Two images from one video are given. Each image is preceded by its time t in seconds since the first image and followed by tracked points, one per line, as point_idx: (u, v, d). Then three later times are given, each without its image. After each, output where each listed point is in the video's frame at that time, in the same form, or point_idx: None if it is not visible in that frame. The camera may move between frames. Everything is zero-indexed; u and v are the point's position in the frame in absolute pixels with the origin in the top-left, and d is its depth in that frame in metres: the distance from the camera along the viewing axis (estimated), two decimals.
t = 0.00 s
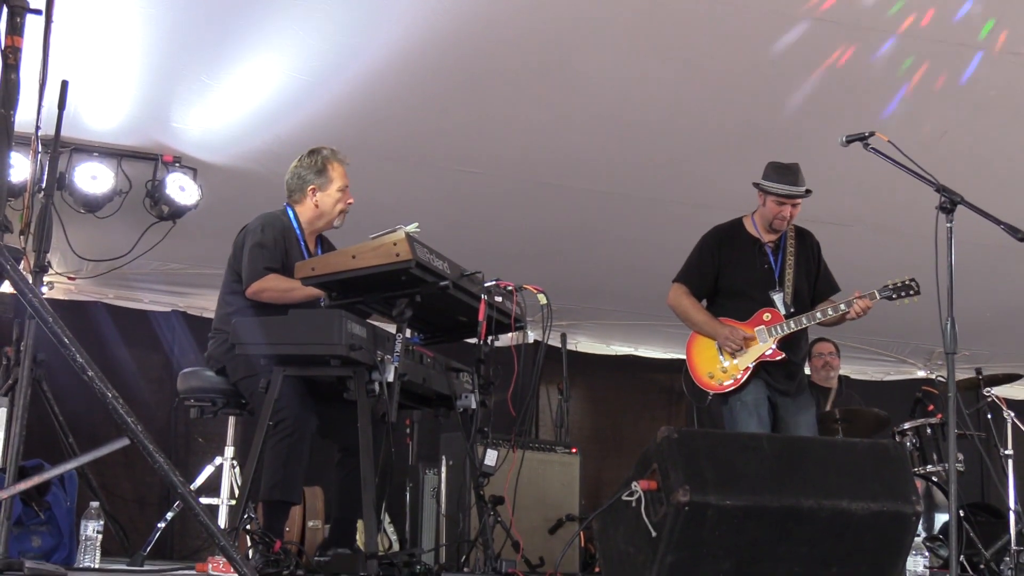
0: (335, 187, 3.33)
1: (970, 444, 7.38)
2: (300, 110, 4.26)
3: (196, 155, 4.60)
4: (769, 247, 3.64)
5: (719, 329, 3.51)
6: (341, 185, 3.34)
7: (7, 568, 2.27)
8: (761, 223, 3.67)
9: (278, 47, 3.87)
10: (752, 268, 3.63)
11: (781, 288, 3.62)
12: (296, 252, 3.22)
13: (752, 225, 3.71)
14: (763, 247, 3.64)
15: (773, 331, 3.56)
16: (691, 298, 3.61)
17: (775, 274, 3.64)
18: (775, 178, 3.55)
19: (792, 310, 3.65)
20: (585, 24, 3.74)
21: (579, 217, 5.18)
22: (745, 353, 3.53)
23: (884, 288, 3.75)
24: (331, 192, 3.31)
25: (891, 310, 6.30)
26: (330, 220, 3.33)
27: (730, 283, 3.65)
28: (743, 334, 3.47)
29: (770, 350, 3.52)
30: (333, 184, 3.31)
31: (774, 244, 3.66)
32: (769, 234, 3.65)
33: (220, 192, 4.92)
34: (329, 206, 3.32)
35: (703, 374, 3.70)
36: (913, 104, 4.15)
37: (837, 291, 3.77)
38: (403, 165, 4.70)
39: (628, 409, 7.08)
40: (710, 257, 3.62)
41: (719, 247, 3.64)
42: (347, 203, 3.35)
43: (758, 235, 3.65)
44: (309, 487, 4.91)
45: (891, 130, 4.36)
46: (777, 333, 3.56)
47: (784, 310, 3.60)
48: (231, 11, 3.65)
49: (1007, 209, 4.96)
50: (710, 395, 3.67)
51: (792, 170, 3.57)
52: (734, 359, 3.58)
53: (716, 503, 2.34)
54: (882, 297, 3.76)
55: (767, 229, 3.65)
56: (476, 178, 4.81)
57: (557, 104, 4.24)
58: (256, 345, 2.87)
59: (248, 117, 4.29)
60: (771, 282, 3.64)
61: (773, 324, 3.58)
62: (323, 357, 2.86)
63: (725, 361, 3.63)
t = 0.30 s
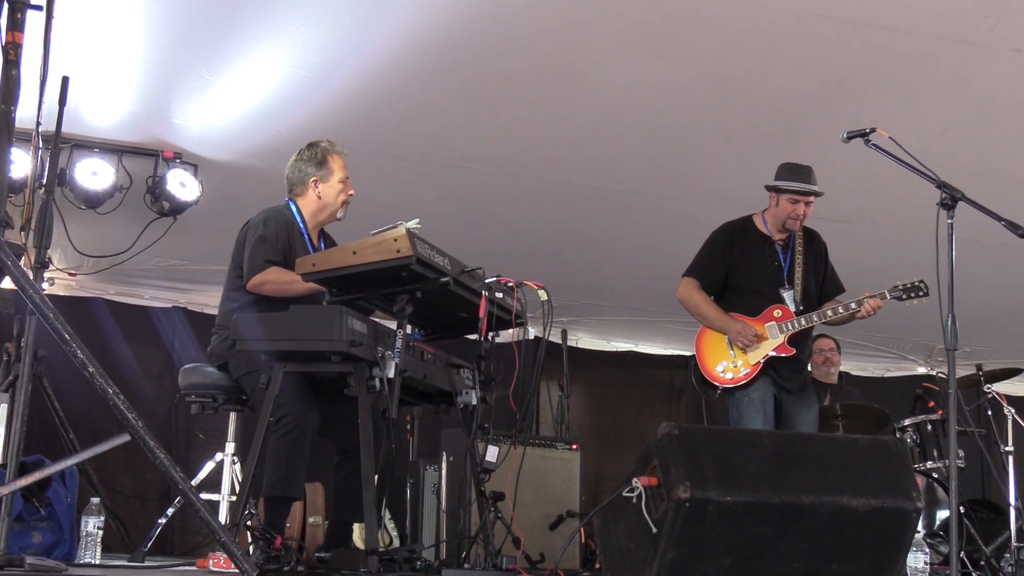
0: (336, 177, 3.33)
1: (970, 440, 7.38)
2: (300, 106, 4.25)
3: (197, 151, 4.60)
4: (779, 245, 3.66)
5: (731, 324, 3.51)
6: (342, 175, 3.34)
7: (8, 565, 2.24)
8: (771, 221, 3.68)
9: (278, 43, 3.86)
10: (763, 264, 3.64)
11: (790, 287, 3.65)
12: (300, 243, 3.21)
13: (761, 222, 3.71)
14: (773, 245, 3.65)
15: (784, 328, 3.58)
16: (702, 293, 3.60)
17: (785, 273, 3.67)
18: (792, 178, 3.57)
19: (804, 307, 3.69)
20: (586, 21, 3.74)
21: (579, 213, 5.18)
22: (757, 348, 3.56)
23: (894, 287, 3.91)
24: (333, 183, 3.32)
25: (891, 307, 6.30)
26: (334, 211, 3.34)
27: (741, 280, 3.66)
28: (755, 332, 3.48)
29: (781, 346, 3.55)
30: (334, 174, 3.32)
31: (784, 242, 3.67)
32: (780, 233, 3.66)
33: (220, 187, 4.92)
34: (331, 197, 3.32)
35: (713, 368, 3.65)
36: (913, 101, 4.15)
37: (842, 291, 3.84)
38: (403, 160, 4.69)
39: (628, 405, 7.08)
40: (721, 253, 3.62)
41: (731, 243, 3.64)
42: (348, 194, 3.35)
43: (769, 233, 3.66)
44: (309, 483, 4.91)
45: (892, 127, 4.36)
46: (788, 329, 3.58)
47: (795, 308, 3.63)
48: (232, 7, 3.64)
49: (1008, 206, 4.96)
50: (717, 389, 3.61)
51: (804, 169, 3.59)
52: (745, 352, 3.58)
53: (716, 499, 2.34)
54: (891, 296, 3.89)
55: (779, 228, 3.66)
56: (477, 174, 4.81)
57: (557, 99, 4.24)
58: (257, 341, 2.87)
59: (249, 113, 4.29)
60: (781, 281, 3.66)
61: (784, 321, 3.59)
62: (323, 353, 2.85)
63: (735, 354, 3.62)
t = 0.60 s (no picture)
0: (336, 171, 3.33)
1: (971, 439, 7.38)
2: (301, 104, 4.26)
3: (198, 149, 4.60)
4: (786, 246, 3.64)
5: (741, 323, 3.52)
6: (342, 170, 3.34)
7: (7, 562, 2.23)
8: (779, 223, 3.67)
9: (279, 41, 3.87)
10: (771, 264, 3.62)
11: (799, 288, 3.65)
12: (301, 242, 3.22)
13: (768, 224, 3.70)
14: (780, 246, 3.63)
15: (795, 326, 3.59)
16: (711, 291, 3.58)
17: (793, 274, 3.66)
18: (802, 179, 3.57)
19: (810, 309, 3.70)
20: (586, 19, 3.74)
21: (579, 211, 5.18)
22: (768, 346, 3.57)
23: (901, 290, 3.95)
24: (333, 178, 3.31)
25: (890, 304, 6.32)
26: (333, 205, 3.33)
27: (748, 278, 3.64)
28: (765, 330, 3.50)
29: (791, 345, 3.56)
30: (334, 169, 3.31)
31: (791, 243, 3.66)
32: (787, 233, 3.65)
33: (221, 186, 4.92)
34: (331, 190, 3.31)
35: (721, 365, 3.66)
36: (914, 99, 4.16)
37: (845, 291, 3.83)
38: (403, 159, 4.69)
39: (628, 403, 7.08)
40: (730, 250, 3.60)
41: (740, 242, 3.62)
42: (348, 187, 3.34)
43: (777, 235, 3.65)
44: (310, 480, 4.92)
45: (893, 125, 4.37)
46: (798, 328, 3.60)
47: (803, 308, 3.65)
48: (233, 6, 3.65)
49: (1008, 204, 4.96)
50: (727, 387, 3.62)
51: (814, 171, 3.59)
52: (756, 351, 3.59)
53: (716, 497, 2.34)
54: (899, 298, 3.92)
55: (786, 229, 3.65)
56: (478, 172, 4.81)
57: (559, 98, 4.24)
58: (257, 339, 2.87)
59: (249, 112, 4.29)
60: (790, 282, 3.65)
61: (794, 320, 3.61)
62: (324, 351, 2.85)
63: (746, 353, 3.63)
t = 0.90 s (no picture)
0: (338, 174, 3.33)
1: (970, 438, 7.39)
2: (301, 103, 4.26)
3: (197, 148, 4.60)
4: (789, 249, 3.67)
5: (747, 325, 3.49)
6: (344, 173, 3.34)
7: (7, 561, 2.23)
8: (781, 225, 3.68)
9: (279, 40, 3.87)
10: (774, 269, 3.64)
11: (801, 290, 3.65)
12: (301, 243, 3.22)
13: (771, 226, 3.71)
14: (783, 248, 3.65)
15: (798, 329, 3.59)
16: (714, 290, 3.57)
17: (796, 278, 3.66)
18: (806, 183, 3.57)
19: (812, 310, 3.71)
20: (586, 18, 3.74)
21: (579, 211, 5.19)
22: (772, 347, 3.56)
23: (901, 295, 3.96)
24: (334, 180, 3.32)
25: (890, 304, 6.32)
26: (335, 208, 3.33)
27: (749, 279, 3.64)
28: (771, 331, 3.48)
29: (794, 347, 3.56)
30: (336, 172, 3.32)
31: (794, 246, 3.68)
32: (790, 236, 3.67)
33: (221, 185, 4.92)
34: (333, 193, 3.31)
35: (728, 368, 3.63)
36: (914, 99, 4.16)
37: (843, 298, 3.84)
38: (404, 158, 4.70)
39: (628, 402, 7.08)
40: (732, 252, 3.60)
41: (743, 245, 3.63)
42: (349, 190, 3.34)
43: (780, 238, 3.66)
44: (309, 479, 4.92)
45: (893, 125, 4.37)
46: (802, 330, 3.59)
47: (806, 310, 3.63)
48: (233, 5, 3.65)
49: (1007, 204, 4.97)
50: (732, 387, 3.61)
51: (819, 176, 3.58)
52: (760, 351, 3.58)
53: (716, 496, 2.34)
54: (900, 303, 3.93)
55: (789, 232, 3.67)
56: (477, 172, 4.81)
57: (559, 97, 4.24)
58: (257, 338, 2.87)
59: (249, 110, 4.29)
60: (792, 285, 3.65)
61: (798, 323, 3.60)
62: (324, 350, 2.85)
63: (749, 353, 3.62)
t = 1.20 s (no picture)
0: (340, 181, 3.33)
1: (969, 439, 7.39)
2: (301, 104, 4.26)
3: (196, 148, 4.60)
4: (789, 252, 3.66)
5: (745, 326, 3.50)
6: (346, 179, 3.35)
7: (6, 561, 2.23)
8: (781, 229, 3.68)
9: (278, 40, 3.86)
10: (775, 271, 3.63)
11: (800, 292, 3.66)
12: (300, 246, 3.23)
13: (771, 230, 3.70)
14: (783, 252, 3.64)
15: (797, 331, 3.61)
16: (714, 291, 3.57)
17: (795, 279, 3.67)
18: (807, 184, 3.59)
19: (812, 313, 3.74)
20: (585, 19, 3.74)
21: (578, 211, 5.19)
22: (770, 349, 3.57)
23: (899, 301, 4.00)
24: (336, 186, 3.32)
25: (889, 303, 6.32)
26: (335, 215, 3.34)
27: (749, 280, 3.64)
28: (769, 334, 3.48)
29: (793, 349, 3.57)
30: (338, 178, 3.32)
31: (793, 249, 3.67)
32: (791, 240, 3.66)
33: (220, 185, 4.92)
34: (333, 200, 3.32)
35: (727, 368, 3.64)
36: (913, 99, 4.16)
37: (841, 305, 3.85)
38: (404, 158, 4.70)
39: (628, 402, 7.08)
40: (732, 253, 3.60)
41: (743, 247, 3.62)
42: (350, 198, 3.35)
43: (781, 241, 3.65)
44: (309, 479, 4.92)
45: (891, 125, 4.37)
46: (801, 333, 3.61)
47: (805, 312, 3.66)
48: (231, 5, 3.65)
49: (1007, 204, 4.96)
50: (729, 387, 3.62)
51: (819, 180, 3.60)
52: (759, 352, 3.59)
53: (715, 496, 2.34)
54: (897, 308, 3.98)
55: (790, 235, 3.66)
56: (477, 172, 4.81)
57: (558, 98, 4.24)
58: (256, 338, 2.87)
59: (248, 111, 4.29)
60: (790, 287, 3.65)
61: (796, 325, 3.62)
62: (323, 350, 2.85)
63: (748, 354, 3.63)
